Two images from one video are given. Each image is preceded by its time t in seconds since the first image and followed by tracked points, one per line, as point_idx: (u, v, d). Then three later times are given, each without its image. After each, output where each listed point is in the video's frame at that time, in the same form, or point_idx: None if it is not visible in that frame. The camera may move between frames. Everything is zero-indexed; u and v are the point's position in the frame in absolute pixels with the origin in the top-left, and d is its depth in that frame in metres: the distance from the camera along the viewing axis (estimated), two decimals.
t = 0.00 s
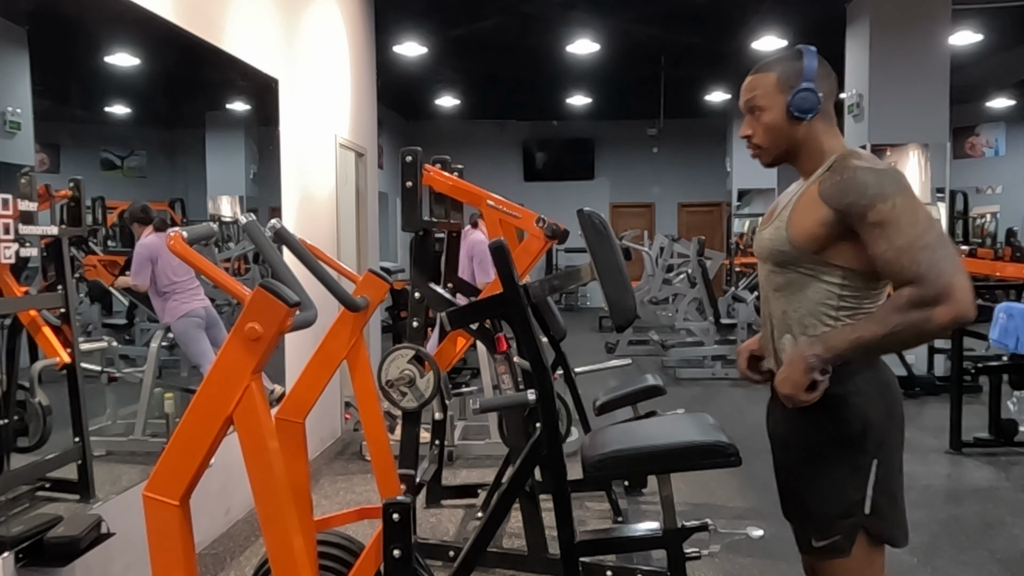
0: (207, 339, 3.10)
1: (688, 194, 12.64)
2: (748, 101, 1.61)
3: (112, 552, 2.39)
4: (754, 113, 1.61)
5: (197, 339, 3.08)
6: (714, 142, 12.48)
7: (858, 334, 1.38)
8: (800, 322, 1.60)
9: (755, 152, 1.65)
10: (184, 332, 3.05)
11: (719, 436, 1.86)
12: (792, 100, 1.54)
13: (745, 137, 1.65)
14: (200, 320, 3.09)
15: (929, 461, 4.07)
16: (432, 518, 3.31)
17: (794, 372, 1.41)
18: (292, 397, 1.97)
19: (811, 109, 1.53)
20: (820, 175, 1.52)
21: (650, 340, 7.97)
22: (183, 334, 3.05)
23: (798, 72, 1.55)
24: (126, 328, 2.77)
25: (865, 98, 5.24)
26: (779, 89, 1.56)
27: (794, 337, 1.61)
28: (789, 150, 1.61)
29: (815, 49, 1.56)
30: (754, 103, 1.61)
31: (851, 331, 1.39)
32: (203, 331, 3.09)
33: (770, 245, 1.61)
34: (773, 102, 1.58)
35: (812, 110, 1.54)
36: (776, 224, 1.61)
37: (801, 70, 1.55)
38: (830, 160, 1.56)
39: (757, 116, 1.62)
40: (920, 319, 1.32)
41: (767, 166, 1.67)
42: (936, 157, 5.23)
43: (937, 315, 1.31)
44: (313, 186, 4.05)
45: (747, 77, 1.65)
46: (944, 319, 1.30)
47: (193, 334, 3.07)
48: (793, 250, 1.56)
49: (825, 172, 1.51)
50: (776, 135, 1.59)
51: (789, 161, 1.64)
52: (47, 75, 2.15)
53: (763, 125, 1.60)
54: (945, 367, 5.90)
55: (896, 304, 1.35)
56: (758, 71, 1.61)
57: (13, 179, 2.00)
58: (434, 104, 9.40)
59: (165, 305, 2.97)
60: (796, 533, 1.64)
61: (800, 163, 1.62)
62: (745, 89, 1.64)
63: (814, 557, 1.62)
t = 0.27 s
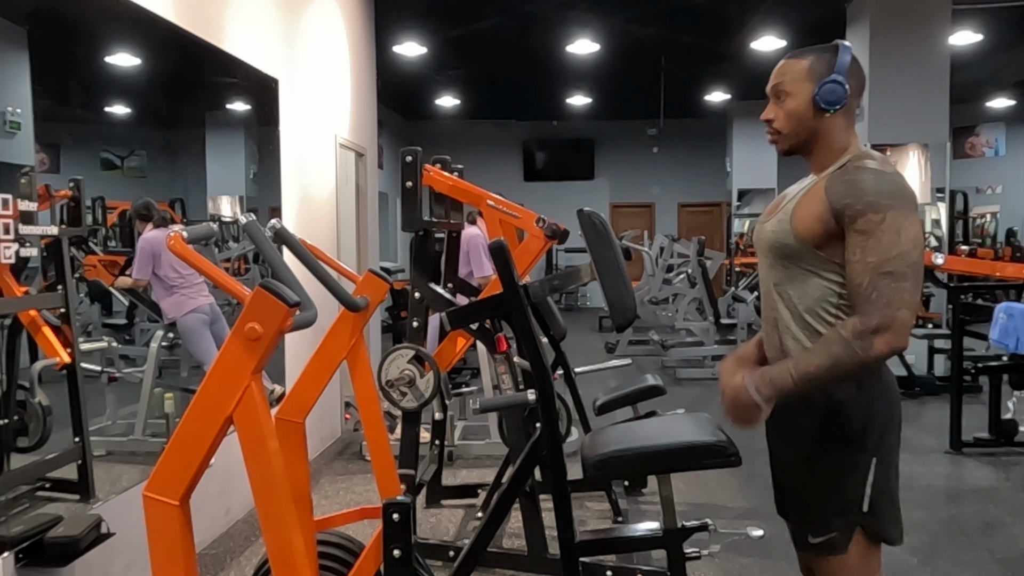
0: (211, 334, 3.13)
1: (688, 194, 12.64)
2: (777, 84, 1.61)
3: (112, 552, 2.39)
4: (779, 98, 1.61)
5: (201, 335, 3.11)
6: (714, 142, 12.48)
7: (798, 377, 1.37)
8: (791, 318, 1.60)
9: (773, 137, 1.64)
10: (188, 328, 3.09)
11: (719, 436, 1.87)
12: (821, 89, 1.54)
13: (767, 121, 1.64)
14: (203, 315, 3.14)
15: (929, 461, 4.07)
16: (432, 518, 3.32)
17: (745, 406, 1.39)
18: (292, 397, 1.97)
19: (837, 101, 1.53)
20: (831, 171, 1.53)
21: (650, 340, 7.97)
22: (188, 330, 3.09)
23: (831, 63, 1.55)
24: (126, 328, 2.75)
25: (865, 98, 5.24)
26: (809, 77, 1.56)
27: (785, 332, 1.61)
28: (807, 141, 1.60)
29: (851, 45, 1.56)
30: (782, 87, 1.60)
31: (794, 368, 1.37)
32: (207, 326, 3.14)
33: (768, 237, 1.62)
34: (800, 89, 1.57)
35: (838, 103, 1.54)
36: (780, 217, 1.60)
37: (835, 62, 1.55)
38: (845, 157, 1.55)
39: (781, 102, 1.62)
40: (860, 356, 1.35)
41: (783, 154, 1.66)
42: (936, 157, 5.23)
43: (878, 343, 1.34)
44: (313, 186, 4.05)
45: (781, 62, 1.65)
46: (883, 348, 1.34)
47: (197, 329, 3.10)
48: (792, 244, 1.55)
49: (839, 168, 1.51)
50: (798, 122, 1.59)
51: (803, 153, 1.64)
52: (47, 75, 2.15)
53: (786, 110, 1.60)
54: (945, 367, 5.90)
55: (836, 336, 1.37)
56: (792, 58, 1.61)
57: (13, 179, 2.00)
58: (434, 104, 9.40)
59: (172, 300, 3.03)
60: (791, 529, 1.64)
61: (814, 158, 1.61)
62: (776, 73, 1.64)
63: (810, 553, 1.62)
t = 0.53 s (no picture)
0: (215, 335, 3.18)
1: (688, 194, 12.64)
2: (777, 78, 1.62)
3: (112, 553, 2.39)
4: (779, 92, 1.62)
5: (206, 337, 3.16)
6: (714, 142, 12.48)
7: (935, 394, 1.19)
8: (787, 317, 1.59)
9: (771, 133, 1.65)
10: (193, 330, 3.13)
11: (719, 436, 1.87)
12: (820, 85, 1.54)
13: (766, 114, 1.65)
14: (208, 317, 3.18)
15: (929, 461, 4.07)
16: (432, 518, 3.31)
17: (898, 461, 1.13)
18: (292, 397, 1.97)
19: (836, 98, 1.54)
20: (829, 168, 1.52)
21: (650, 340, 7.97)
22: (193, 332, 3.13)
23: (832, 61, 1.56)
24: (126, 328, 2.76)
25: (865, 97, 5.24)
26: (809, 72, 1.57)
27: (780, 331, 1.61)
28: (803, 138, 1.61)
29: (854, 44, 1.57)
30: (782, 82, 1.61)
31: (924, 390, 1.20)
32: (211, 328, 3.18)
33: (767, 235, 1.61)
34: (800, 85, 1.58)
35: (836, 100, 1.54)
36: (777, 217, 1.60)
37: (836, 60, 1.55)
38: (837, 156, 1.55)
39: (781, 97, 1.63)
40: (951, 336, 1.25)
41: (779, 149, 1.67)
42: (936, 157, 5.23)
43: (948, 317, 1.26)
44: (313, 186, 4.05)
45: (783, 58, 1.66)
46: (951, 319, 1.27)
47: (201, 331, 3.15)
48: (790, 244, 1.55)
49: (836, 165, 1.51)
50: (795, 117, 1.59)
51: (799, 151, 1.64)
52: (47, 75, 2.15)
53: (785, 105, 1.61)
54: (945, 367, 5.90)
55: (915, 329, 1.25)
56: (794, 53, 1.62)
57: (13, 179, 2.00)
58: (434, 104, 9.40)
59: (180, 299, 3.09)
60: (788, 528, 1.64)
61: (808, 155, 1.62)
62: (778, 68, 1.65)
63: (806, 553, 1.61)
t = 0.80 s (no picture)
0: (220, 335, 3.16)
1: (688, 194, 12.64)
2: (771, 82, 1.62)
3: (113, 553, 2.39)
4: (774, 96, 1.62)
5: (210, 337, 3.15)
6: (714, 142, 12.48)
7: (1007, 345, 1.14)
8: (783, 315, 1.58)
9: (768, 134, 1.65)
10: (198, 330, 3.13)
11: (719, 436, 1.87)
12: (815, 87, 1.54)
13: (763, 119, 1.65)
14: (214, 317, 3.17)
15: (929, 461, 4.07)
16: (432, 518, 3.31)
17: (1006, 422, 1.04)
18: (292, 397, 1.97)
19: (831, 98, 1.53)
20: (827, 167, 1.51)
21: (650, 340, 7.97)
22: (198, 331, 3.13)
23: (825, 63, 1.56)
24: (126, 328, 2.75)
25: (865, 98, 5.24)
26: (803, 74, 1.57)
27: (776, 327, 1.59)
28: (801, 139, 1.60)
29: (845, 44, 1.57)
30: (776, 86, 1.61)
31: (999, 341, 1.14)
32: (216, 328, 3.16)
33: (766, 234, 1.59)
34: (795, 86, 1.58)
35: (831, 100, 1.53)
36: (776, 214, 1.58)
37: (828, 61, 1.55)
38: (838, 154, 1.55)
39: (776, 100, 1.62)
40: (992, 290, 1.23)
41: (778, 151, 1.66)
42: (936, 157, 5.23)
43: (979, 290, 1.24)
44: (313, 186, 4.05)
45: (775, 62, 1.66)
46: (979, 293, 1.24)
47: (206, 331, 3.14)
48: (791, 241, 1.53)
49: (835, 163, 1.51)
50: (793, 118, 1.59)
51: (797, 152, 1.64)
52: (47, 75, 2.15)
53: (781, 107, 1.60)
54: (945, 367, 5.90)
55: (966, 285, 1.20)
56: (786, 57, 1.62)
57: (13, 179, 2.00)
58: (434, 104, 9.40)
59: (186, 297, 3.09)
60: (780, 525, 1.64)
61: (807, 156, 1.61)
62: (772, 71, 1.65)
63: (798, 551, 1.62)
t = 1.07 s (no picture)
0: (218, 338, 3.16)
1: (688, 194, 12.64)
2: (783, 86, 1.60)
3: (113, 553, 2.39)
4: (785, 100, 1.60)
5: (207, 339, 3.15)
6: (713, 142, 12.48)
7: (843, 421, 1.29)
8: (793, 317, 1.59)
9: (778, 139, 1.64)
10: (195, 332, 3.13)
11: (719, 436, 1.86)
12: (827, 94, 1.53)
13: (773, 122, 1.64)
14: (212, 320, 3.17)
15: (929, 461, 4.07)
16: (432, 518, 3.31)
17: (789, 482, 1.27)
18: (292, 397, 1.97)
19: (843, 104, 1.53)
20: (838, 177, 1.52)
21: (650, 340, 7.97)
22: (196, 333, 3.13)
23: (837, 68, 1.54)
24: (126, 328, 2.76)
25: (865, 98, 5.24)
26: (815, 80, 1.55)
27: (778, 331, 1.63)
28: (811, 144, 1.60)
29: (858, 50, 1.55)
30: (788, 90, 1.60)
31: (834, 416, 1.30)
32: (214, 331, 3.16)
33: (774, 241, 1.62)
34: (807, 92, 1.57)
35: (843, 107, 1.53)
36: (787, 222, 1.60)
37: (843, 67, 1.54)
38: (849, 164, 1.56)
39: (788, 104, 1.61)
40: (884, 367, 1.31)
41: (788, 155, 1.66)
42: (936, 157, 5.23)
43: (890, 350, 1.31)
44: (313, 186, 4.05)
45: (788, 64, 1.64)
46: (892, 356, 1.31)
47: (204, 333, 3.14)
48: (797, 249, 1.56)
49: (846, 174, 1.51)
50: (804, 124, 1.58)
51: (808, 156, 1.64)
52: (47, 75, 2.15)
53: (792, 113, 1.59)
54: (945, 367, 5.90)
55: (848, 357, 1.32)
56: (798, 61, 1.60)
57: (13, 179, 2.00)
58: (434, 104, 9.40)
59: (187, 298, 3.11)
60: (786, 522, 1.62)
61: (820, 161, 1.61)
62: (784, 74, 1.63)
63: (802, 549, 1.60)
